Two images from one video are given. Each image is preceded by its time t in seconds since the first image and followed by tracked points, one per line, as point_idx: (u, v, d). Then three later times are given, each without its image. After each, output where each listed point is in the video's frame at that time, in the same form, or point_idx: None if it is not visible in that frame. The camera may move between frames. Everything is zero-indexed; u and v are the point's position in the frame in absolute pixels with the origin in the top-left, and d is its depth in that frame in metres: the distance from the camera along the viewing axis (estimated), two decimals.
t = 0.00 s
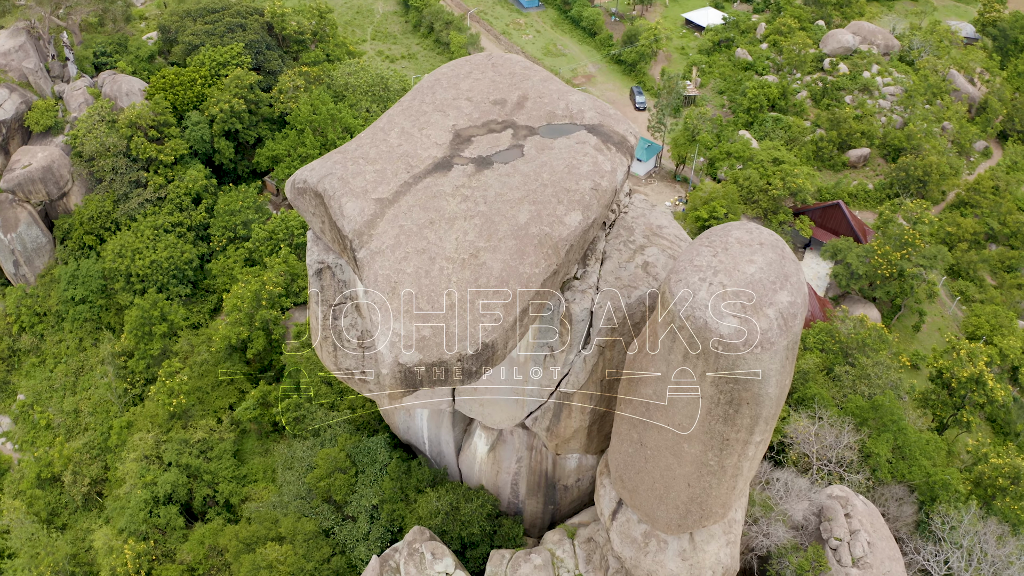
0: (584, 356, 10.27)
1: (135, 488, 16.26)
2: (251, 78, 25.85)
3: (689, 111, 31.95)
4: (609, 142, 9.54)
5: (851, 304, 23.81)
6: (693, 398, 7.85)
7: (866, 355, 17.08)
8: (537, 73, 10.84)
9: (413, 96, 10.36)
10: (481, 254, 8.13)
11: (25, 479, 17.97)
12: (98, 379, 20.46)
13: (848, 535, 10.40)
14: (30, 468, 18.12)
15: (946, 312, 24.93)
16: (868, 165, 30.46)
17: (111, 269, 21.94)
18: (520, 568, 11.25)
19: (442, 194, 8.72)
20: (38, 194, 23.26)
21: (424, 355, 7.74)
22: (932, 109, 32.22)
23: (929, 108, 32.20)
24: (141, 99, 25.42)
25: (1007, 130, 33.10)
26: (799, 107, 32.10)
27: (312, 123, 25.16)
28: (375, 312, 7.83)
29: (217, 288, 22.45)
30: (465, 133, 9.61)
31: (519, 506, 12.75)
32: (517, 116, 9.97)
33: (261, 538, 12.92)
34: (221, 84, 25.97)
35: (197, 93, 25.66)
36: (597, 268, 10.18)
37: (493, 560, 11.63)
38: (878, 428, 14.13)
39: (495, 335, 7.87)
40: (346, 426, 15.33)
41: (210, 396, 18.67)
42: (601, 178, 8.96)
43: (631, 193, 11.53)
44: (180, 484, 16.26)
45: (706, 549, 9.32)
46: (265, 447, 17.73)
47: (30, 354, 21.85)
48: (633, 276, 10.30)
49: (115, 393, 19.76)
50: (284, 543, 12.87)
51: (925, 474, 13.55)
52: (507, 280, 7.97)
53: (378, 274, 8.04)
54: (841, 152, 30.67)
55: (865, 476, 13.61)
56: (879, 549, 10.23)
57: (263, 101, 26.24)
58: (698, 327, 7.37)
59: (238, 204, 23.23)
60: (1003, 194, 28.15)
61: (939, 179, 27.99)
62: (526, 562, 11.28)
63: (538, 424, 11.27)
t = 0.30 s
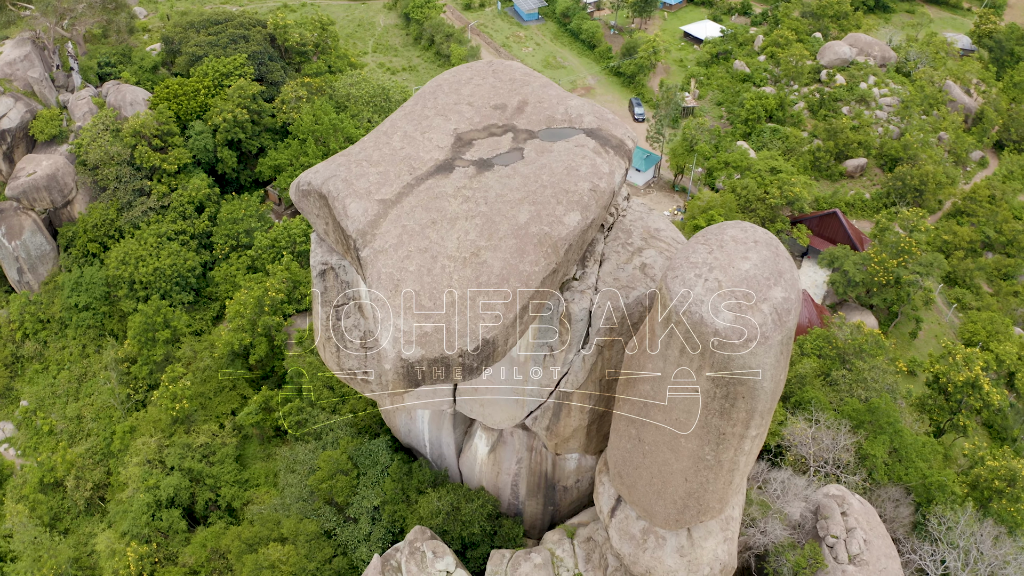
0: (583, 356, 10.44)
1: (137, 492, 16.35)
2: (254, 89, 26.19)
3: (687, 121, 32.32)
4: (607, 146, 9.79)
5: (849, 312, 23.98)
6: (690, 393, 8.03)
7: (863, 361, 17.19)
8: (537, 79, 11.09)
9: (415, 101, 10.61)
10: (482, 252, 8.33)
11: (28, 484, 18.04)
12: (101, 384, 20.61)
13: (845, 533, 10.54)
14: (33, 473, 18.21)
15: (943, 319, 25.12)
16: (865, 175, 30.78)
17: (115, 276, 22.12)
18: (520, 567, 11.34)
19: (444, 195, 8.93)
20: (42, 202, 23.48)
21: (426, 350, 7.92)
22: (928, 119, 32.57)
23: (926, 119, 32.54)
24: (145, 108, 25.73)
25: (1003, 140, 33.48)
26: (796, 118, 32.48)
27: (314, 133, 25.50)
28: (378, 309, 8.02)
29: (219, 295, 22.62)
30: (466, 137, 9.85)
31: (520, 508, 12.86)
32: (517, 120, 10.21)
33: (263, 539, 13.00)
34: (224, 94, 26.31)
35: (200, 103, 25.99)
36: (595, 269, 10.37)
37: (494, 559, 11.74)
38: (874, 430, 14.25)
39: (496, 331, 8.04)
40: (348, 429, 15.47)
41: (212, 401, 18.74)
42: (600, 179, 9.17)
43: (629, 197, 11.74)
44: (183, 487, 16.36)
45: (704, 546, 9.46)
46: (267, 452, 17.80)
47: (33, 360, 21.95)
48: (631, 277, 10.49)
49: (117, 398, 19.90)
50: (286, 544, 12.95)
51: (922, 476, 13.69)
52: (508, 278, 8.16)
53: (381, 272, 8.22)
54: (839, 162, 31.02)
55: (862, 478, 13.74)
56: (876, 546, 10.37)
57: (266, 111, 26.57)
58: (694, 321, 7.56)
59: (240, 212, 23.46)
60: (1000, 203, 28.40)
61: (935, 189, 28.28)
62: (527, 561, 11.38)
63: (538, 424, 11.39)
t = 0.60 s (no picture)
0: (582, 356, 10.62)
1: (140, 496, 16.43)
2: (257, 99, 26.54)
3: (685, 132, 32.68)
4: (605, 150, 10.02)
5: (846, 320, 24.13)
6: (686, 389, 8.22)
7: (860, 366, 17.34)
8: (536, 86, 11.35)
9: (418, 107, 10.86)
10: (483, 252, 8.54)
11: (31, 489, 18.10)
12: (104, 391, 20.76)
13: (841, 531, 10.72)
14: (35, 478, 18.28)
15: (939, 327, 25.28)
16: (862, 185, 31.07)
17: (118, 284, 22.29)
18: (520, 566, 11.44)
19: (446, 197, 9.15)
20: (47, 210, 23.71)
21: (428, 346, 8.08)
22: (925, 130, 32.88)
23: (922, 129, 32.85)
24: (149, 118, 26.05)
25: (998, 150, 33.94)
26: (794, 129, 32.84)
27: (316, 143, 25.79)
28: (382, 307, 8.20)
29: (222, 303, 22.82)
30: (467, 141, 10.09)
31: (520, 509, 12.98)
32: (517, 125, 10.46)
33: (266, 540, 13.11)
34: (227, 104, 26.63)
35: (203, 114, 26.31)
36: (594, 271, 10.58)
37: (494, 559, 11.86)
38: (870, 433, 14.37)
39: (497, 328, 8.24)
40: (349, 432, 15.58)
41: (215, 407, 18.85)
42: (598, 181, 9.40)
43: (627, 201, 11.96)
44: (185, 492, 16.45)
45: (702, 542, 9.60)
46: (269, 457, 17.89)
47: (37, 367, 22.08)
48: (629, 279, 10.68)
49: (120, 404, 20.04)
50: (288, 545, 13.05)
51: (918, 478, 13.82)
52: (508, 277, 8.37)
53: (384, 271, 8.42)
54: (836, 172, 31.33)
55: (859, 480, 13.87)
56: (872, 544, 10.53)
57: (268, 122, 26.88)
58: (690, 317, 7.75)
59: (243, 221, 23.70)
60: (996, 213, 28.66)
61: (931, 199, 28.56)
62: (527, 560, 11.49)
63: (538, 424, 11.54)
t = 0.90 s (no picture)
0: (580, 357, 10.82)
1: (142, 501, 16.50)
2: (259, 111, 26.91)
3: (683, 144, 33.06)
4: (603, 154, 10.27)
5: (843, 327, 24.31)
6: (683, 385, 8.42)
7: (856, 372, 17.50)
8: (536, 93, 11.64)
9: (420, 113, 11.14)
10: (484, 252, 8.76)
11: (33, 495, 18.17)
12: (107, 397, 20.89)
13: (837, 530, 10.84)
14: (38, 484, 18.36)
15: (936, 335, 25.44)
16: (859, 196, 31.40)
17: (121, 291, 22.43)
18: (520, 566, 11.58)
19: (447, 200, 9.38)
20: (51, 219, 23.93)
21: (430, 343, 8.30)
22: (921, 141, 33.23)
23: (918, 140, 33.20)
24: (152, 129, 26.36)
25: (995, 161, 34.29)
26: (791, 140, 33.21)
27: (318, 153, 26.11)
28: (385, 305, 8.42)
29: (224, 311, 22.98)
30: (468, 146, 10.35)
31: (519, 511, 13.11)
32: (517, 130, 10.72)
33: (268, 541, 13.20)
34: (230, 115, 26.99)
35: (206, 124, 26.66)
36: (592, 273, 10.80)
37: (494, 559, 11.98)
38: (867, 436, 14.51)
39: (497, 325, 8.44)
40: (351, 436, 15.70)
41: (217, 413, 18.92)
42: (596, 185, 9.64)
43: (625, 207, 12.20)
44: (188, 496, 16.52)
45: (699, 540, 9.75)
46: (271, 462, 17.95)
47: (40, 375, 22.20)
48: (626, 281, 10.87)
49: (123, 410, 20.17)
50: (290, 547, 13.15)
51: (914, 480, 13.95)
52: (508, 276, 8.59)
53: (387, 271, 8.64)
54: (833, 183, 31.65)
55: (855, 482, 13.99)
56: (867, 542, 10.62)
57: (270, 133, 27.23)
58: (686, 314, 7.96)
59: (246, 230, 23.93)
60: (992, 222, 28.92)
61: (928, 209, 28.85)
62: (526, 560, 11.62)
63: (537, 425, 11.69)
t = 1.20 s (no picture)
0: (579, 357, 11.03)
1: (145, 504, 16.60)
2: (262, 121, 27.26)
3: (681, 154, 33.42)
4: (601, 158, 10.52)
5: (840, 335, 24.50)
6: (679, 381, 8.63)
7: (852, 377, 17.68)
8: (535, 100, 11.92)
9: (422, 119, 11.41)
10: (484, 253, 8.98)
11: (36, 499, 18.26)
12: (110, 403, 21.03)
13: (833, 528, 11.02)
14: (41, 489, 18.45)
15: (933, 342, 25.62)
16: (856, 206, 31.71)
17: (125, 299, 22.65)
18: (520, 565, 11.70)
19: (449, 202, 9.62)
20: (55, 226, 24.14)
21: (432, 340, 8.49)
22: (917, 152, 33.59)
23: (915, 151, 33.55)
24: (156, 138, 26.66)
25: (990, 171, 34.65)
26: (788, 151, 33.60)
27: (319, 163, 26.43)
28: (387, 303, 8.63)
29: (227, 319, 23.16)
30: (469, 150, 10.61)
31: (519, 512, 13.25)
32: (516, 135, 10.99)
33: (270, 541, 13.29)
34: (233, 126, 27.33)
35: (209, 134, 26.97)
36: (590, 276, 11.03)
37: (494, 558, 12.11)
38: (862, 439, 14.67)
39: (497, 322, 8.65)
40: (352, 439, 15.83)
41: (219, 418, 19.05)
42: (594, 188, 9.89)
43: (622, 211, 12.44)
44: (190, 499, 16.63)
45: (696, 536, 9.92)
46: (272, 467, 18.05)
47: (43, 381, 22.32)
48: (624, 282, 11.07)
49: (126, 415, 20.29)
50: (291, 548, 13.25)
51: (909, 482, 14.11)
52: (507, 275, 8.82)
53: (390, 270, 8.86)
54: (830, 193, 31.97)
55: (851, 484, 14.13)
56: (863, 540, 10.81)
57: (273, 143, 27.56)
58: (681, 311, 8.18)
59: (248, 238, 24.17)
60: (987, 231, 29.20)
61: (924, 218, 29.16)
62: (526, 559, 11.74)
63: (536, 424, 11.87)
